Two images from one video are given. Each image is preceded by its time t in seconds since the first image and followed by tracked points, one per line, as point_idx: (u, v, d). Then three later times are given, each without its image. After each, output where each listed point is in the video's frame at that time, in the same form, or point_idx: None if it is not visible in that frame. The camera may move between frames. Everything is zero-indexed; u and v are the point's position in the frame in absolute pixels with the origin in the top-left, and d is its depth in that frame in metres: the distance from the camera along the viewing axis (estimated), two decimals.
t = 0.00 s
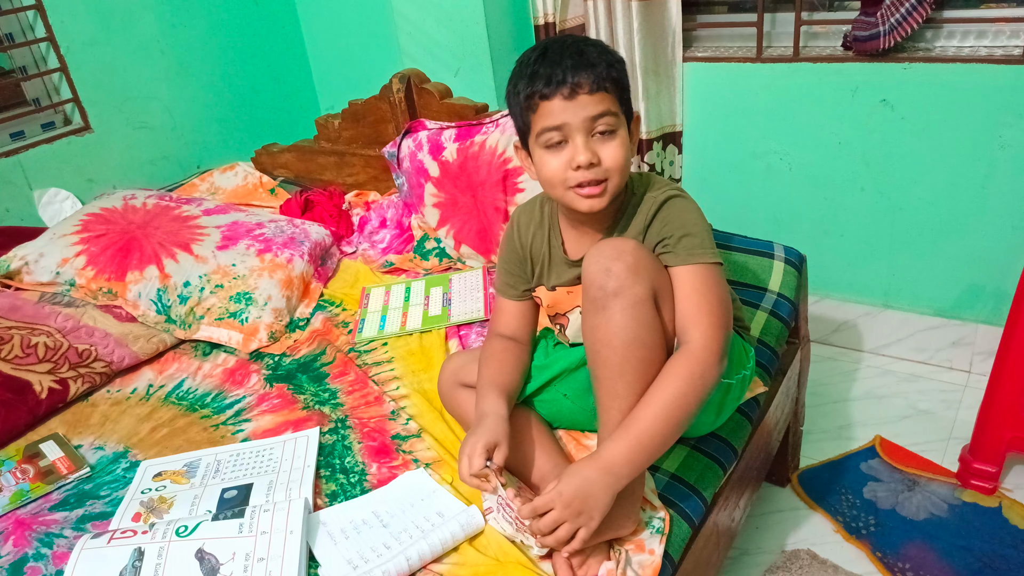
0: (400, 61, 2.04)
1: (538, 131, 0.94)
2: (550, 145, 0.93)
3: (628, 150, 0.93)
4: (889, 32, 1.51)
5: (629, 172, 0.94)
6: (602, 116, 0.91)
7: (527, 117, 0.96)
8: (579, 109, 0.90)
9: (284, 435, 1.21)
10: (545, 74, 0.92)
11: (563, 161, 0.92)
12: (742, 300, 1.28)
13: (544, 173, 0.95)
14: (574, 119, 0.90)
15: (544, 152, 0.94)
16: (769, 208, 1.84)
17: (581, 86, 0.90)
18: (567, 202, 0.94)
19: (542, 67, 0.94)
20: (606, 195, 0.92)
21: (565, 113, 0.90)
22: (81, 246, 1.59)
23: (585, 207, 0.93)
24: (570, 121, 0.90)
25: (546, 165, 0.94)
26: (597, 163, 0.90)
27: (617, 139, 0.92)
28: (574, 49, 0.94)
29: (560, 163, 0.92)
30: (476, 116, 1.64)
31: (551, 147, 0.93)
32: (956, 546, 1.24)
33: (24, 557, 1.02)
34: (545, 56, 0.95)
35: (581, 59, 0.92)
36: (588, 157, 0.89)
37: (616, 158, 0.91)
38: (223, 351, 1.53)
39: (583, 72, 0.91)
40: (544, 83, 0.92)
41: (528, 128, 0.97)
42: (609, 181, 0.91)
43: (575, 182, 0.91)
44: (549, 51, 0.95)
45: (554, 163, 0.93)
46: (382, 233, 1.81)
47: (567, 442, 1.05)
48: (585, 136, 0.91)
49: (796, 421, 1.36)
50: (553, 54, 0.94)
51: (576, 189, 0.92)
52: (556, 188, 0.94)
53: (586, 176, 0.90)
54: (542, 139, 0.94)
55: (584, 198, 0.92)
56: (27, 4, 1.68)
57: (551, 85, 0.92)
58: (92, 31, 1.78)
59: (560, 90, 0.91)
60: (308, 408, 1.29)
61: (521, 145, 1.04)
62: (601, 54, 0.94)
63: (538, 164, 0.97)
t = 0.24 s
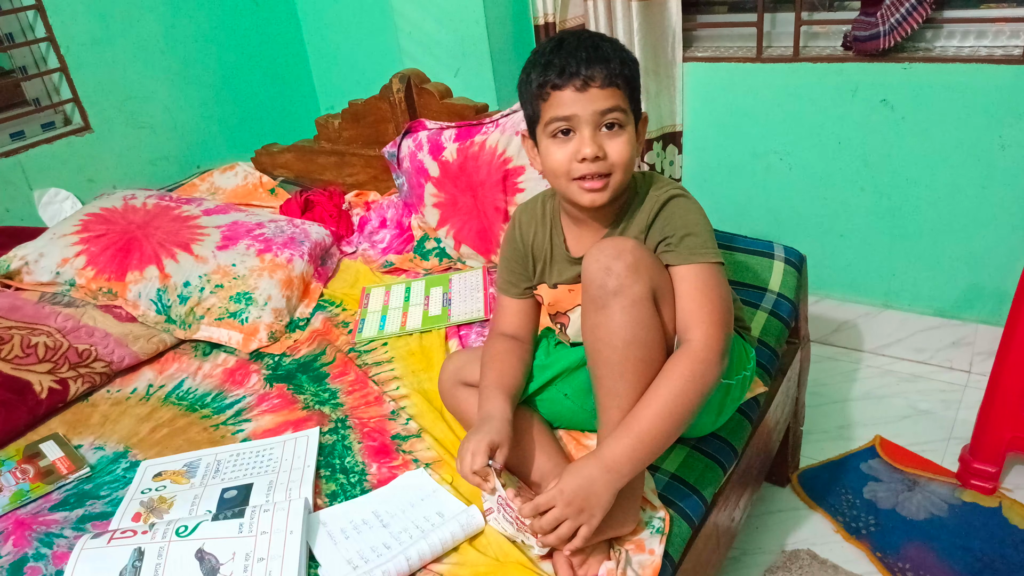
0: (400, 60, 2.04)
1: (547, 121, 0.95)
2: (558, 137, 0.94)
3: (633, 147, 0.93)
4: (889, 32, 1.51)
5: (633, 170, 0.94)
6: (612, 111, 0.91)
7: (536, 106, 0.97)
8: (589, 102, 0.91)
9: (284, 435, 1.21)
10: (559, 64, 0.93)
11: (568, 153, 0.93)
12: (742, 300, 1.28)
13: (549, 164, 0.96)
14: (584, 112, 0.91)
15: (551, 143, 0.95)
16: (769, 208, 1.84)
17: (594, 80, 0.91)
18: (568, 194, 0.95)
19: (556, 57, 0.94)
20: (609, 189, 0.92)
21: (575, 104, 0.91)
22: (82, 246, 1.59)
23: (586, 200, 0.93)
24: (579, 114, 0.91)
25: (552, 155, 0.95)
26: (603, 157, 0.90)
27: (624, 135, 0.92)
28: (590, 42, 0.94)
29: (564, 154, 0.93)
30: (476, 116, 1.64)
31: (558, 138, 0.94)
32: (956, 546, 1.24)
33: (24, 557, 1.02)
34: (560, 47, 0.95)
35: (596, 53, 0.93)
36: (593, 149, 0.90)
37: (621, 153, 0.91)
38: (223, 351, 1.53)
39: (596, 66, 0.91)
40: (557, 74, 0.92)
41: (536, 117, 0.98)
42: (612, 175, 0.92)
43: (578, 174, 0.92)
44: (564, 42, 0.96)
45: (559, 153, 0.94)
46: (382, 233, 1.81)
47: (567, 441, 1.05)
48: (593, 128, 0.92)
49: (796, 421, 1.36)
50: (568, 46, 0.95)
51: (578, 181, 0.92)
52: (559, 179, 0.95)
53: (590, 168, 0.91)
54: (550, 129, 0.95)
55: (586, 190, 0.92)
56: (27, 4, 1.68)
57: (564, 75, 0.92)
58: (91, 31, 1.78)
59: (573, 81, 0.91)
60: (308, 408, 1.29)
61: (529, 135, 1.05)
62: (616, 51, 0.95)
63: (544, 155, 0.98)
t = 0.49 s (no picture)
0: (400, 61, 2.04)
1: (555, 118, 0.95)
2: (566, 134, 0.94)
3: (640, 145, 0.94)
4: (889, 32, 1.51)
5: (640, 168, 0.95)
6: (620, 109, 0.91)
7: (545, 103, 0.97)
8: (598, 101, 0.91)
9: (284, 435, 1.21)
10: (568, 62, 0.93)
11: (576, 150, 0.93)
12: (742, 300, 1.28)
13: (556, 161, 0.96)
14: (593, 109, 0.91)
15: (558, 140, 0.95)
16: (769, 208, 1.84)
17: (603, 78, 0.91)
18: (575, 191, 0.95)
19: (565, 55, 0.94)
20: (616, 186, 0.93)
21: (583, 102, 0.91)
22: (82, 246, 1.59)
23: (593, 196, 0.93)
24: (588, 112, 0.91)
25: (559, 153, 0.95)
26: (610, 155, 0.91)
27: (632, 133, 0.93)
28: (599, 40, 0.94)
29: (572, 152, 0.93)
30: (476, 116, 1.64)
31: (566, 135, 0.94)
32: (956, 546, 1.24)
33: (24, 557, 1.02)
34: (569, 44, 0.95)
35: (606, 50, 0.93)
36: (602, 147, 0.90)
37: (629, 151, 0.92)
38: (223, 351, 1.53)
39: (606, 65, 0.92)
40: (566, 72, 0.93)
41: (544, 114, 0.98)
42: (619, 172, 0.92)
43: (585, 171, 0.92)
44: (573, 40, 0.96)
45: (567, 151, 0.94)
46: (382, 233, 1.81)
47: (567, 441, 1.05)
48: (601, 126, 0.92)
49: (796, 421, 1.36)
50: (578, 43, 0.95)
51: (585, 178, 0.93)
52: (567, 175, 0.95)
53: (598, 166, 0.91)
54: (558, 126, 0.95)
55: (593, 187, 0.92)
56: (27, 4, 1.68)
57: (573, 73, 0.92)
58: (91, 31, 1.78)
59: (582, 79, 0.92)
60: (308, 408, 1.29)
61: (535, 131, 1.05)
62: (625, 49, 0.95)
63: (550, 152, 0.98)
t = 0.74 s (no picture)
0: (400, 61, 2.04)
1: (558, 117, 0.95)
2: (568, 133, 0.94)
3: (643, 143, 0.94)
4: (889, 32, 1.51)
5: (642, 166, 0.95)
6: (623, 107, 0.92)
7: (548, 102, 0.97)
8: (601, 99, 0.91)
9: (284, 435, 1.21)
10: (571, 61, 0.93)
11: (579, 149, 0.93)
12: (742, 300, 1.28)
13: (558, 159, 0.96)
14: (596, 108, 0.91)
15: (561, 139, 0.95)
16: (769, 208, 1.84)
17: (606, 77, 0.91)
18: (578, 189, 0.95)
19: (569, 54, 0.94)
20: (618, 184, 0.93)
21: (587, 101, 0.91)
22: (82, 246, 1.59)
23: (596, 194, 0.93)
24: (592, 110, 0.91)
25: (562, 151, 0.95)
26: (614, 154, 0.91)
27: (635, 131, 0.93)
28: (602, 39, 0.95)
29: (575, 150, 0.93)
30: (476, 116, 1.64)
31: (569, 134, 0.94)
32: (956, 546, 1.24)
33: (24, 557, 1.02)
34: (573, 43, 0.95)
35: (609, 50, 0.93)
36: (605, 146, 0.90)
37: (632, 150, 0.92)
38: (223, 351, 1.53)
39: (609, 64, 0.92)
40: (569, 70, 0.93)
41: (547, 113, 0.98)
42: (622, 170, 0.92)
43: (588, 169, 0.92)
44: (577, 39, 0.96)
45: (570, 149, 0.94)
46: (382, 233, 1.81)
47: (567, 441, 1.05)
48: (604, 125, 0.92)
49: (796, 421, 1.36)
50: (580, 42, 0.95)
51: (588, 176, 0.93)
52: (569, 174, 0.95)
53: (601, 164, 0.91)
54: (561, 125, 0.95)
55: (596, 185, 0.92)
56: (26, 4, 1.68)
57: (576, 72, 0.92)
58: (91, 31, 1.78)
59: (586, 78, 0.92)
60: (308, 408, 1.29)
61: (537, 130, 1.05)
62: (628, 48, 0.95)
63: (553, 150, 0.98)
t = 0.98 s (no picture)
0: (400, 61, 2.04)
1: (561, 114, 0.95)
2: (571, 129, 0.94)
3: (646, 142, 0.94)
4: (889, 32, 1.51)
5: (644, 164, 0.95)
6: (626, 107, 0.92)
7: (551, 99, 0.97)
8: (604, 97, 0.91)
9: (284, 435, 1.21)
10: (576, 58, 0.93)
11: (581, 146, 0.93)
12: (742, 300, 1.28)
13: (560, 156, 0.96)
14: (599, 106, 0.91)
15: (564, 135, 0.95)
16: (770, 208, 1.84)
17: (610, 75, 0.91)
18: (579, 186, 0.95)
19: (574, 51, 0.94)
20: (619, 180, 0.93)
21: (590, 98, 0.92)
22: (82, 246, 1.59)
23: (597, 191, 0.93)
24: (595, 108, 0.91)
25: (564, 147, 0.95)
26: (616, 150, 0.91)
27: (638, 130, 0.93)
28: (607, 37, 0.95)
29: (577, 146, 0.93)
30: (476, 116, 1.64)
31: (571, 131, 0.94)
32: (956, 546, 1.24)
33: (24, 557, 1.02)
34: (578, 41, 0.95)
35: (614, 48, 0.93)
36: (607, 143, 0.90)
37: (636, 148, 0.92)
38: (223, 351, 1.53)
39: (613, 62, 0.92)
40: (574, 68, 0.93)
41: (550, 110, 0.98)
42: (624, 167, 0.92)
43: (590, 165, 0.92)
44: (582, 37, 0.96)
45: (572, 146, 0.94)
46: (382, 233, 1.82)
47: (567, 441, 1.06)
48: (607, 123, 0.92)
49: (796, 421, 1.36)
50: (586, 40, 0.95)
51: (589, 172, 0.93)
52: (570, 170, 0.95)
53: (603, 161, 0.91)
54: (564, 122, 0.95)
55: (597, 180, 0.92)
56: (27, 4, 1.68)
57: (580, 70, 0.92)
58: (91, 31, 1.78)
59: (589, 76, 0.92)
60: (308, 408, 1.29)
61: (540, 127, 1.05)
62: (632, 47, 0.95)
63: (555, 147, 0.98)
